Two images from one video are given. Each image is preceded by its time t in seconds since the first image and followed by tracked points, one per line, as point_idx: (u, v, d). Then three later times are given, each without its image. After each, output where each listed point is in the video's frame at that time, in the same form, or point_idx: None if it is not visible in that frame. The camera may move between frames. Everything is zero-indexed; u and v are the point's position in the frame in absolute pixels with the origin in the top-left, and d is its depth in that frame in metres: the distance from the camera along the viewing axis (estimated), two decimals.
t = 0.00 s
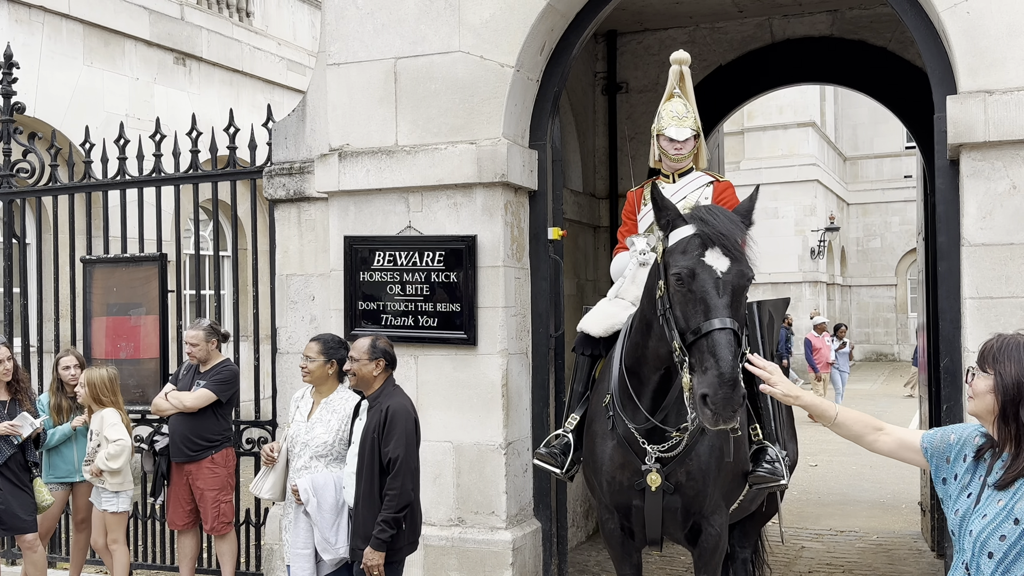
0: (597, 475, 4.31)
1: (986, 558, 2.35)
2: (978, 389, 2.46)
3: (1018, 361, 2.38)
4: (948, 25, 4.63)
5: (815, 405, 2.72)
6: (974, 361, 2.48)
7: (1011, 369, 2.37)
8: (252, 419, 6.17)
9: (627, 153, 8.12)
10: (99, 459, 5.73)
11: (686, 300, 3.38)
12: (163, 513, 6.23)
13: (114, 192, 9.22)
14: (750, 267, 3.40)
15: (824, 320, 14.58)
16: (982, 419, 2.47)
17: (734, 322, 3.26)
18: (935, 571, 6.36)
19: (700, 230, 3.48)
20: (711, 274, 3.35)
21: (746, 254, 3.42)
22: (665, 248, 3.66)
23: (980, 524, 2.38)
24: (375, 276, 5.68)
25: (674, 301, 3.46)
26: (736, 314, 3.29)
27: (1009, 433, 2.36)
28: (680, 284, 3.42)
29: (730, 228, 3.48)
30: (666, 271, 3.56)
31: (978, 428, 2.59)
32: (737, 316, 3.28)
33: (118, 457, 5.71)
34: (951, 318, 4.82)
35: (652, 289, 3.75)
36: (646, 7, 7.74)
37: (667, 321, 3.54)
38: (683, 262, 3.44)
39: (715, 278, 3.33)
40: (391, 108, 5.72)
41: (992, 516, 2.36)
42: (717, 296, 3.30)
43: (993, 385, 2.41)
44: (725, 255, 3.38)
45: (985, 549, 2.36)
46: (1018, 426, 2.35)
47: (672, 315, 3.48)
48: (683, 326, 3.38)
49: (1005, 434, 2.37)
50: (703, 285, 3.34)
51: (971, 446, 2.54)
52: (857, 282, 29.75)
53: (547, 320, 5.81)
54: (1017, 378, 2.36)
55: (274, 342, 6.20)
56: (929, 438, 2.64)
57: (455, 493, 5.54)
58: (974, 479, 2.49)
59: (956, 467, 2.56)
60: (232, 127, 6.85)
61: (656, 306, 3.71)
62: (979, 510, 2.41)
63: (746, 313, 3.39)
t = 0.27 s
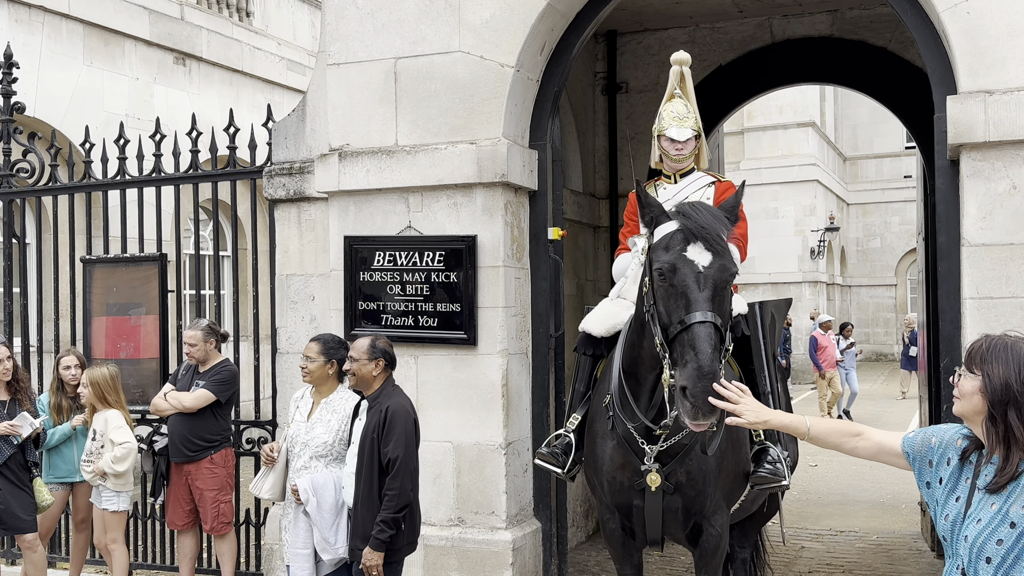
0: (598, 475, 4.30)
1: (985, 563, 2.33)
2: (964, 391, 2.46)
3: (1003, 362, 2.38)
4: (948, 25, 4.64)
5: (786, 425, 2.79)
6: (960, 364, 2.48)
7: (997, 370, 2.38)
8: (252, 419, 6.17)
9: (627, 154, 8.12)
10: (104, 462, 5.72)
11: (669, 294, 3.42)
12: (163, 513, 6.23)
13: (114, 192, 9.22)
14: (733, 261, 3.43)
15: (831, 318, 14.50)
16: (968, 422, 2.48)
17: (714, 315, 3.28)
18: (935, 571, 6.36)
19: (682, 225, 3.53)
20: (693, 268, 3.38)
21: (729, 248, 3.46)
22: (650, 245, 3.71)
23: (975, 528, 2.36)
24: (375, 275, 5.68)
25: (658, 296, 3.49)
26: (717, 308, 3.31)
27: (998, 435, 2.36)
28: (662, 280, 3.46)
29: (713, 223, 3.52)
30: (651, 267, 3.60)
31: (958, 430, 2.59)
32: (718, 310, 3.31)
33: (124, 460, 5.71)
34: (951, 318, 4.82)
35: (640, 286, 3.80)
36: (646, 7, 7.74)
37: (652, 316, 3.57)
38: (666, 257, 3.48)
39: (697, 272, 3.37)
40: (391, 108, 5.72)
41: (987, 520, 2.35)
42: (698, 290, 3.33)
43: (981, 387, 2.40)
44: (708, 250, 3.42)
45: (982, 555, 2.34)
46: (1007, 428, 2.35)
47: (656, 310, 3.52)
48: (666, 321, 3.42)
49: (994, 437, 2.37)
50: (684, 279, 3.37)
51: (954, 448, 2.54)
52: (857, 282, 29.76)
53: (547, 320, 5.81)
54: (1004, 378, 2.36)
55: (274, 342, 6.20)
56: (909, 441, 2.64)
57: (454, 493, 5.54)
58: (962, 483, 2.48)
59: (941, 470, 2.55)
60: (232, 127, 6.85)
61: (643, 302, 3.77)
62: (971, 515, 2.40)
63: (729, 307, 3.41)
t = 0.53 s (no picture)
0: (597, 474, 4.29)
1: (979, 564, 2.33)
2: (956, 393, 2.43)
3: (996, 363, 2.36)
4: (948, 24, 4.63)
5: (784, 438, 2.82)
6: (949, 366, 2.45)
7: (991, 371, 2.36)
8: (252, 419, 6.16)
9: (627, 153, 8.12)
10: (106, 463, 5.73)
11: (655, 294, 3.45)
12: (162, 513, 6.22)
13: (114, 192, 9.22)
14: (720, 261, 3.46)
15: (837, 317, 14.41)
16: (961, 425, 2.43)
17: (699, 315, 3.31)
18: (935, 571, 6.36)
19: (669, 226, 3.57)
20: (678, 268, 3.42)
21: (715, 249, 3.50)
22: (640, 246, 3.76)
23: (969, 529, 2.36)
24: (375, 275, 5.68)
25: (645, 297, 3.53)
26: (702, 308, 3.34)
27: (995, 437, 2.34)
28: (648, 280, 3.49)
29: (700, 224, 3.56)
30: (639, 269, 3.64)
31: (951, 430, 2.58)
32: (703, 310, 3.33)
33: (127, 464, 5.74)
34: (950, 317, 4.82)
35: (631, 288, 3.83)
36: (645, 7, 7.73)
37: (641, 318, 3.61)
38: (652, 258, 3.51)
39: (682, 272, 3.40)
40: (391, 107, 5.71)
41: (981, 521, 2.35)
42: (683, 290, 3.36)
43: (972, 389, 2.38)
44: (694, 250, 3.46)
45: (976, 555, 2.34)
46: (1002, 430, 2.33)
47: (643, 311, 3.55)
48: (652, 322, 3.45)
49: (991, 439, 2.34)
50: (670, 279, 3.41)
51: (947, 449, 2.53)
52: (856, 282, 29.78)
53: (546, 319, 5.81)
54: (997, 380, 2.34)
55: (273, 341, 6.20)
56: (903, 443, 2.63)
57: (454, 492, 5.54)
58: (954, 484, 2.48)
59: (934, 471, 2.54)
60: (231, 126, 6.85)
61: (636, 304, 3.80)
62: (964, 516, 2.39)
63: (716, 307, 3.44)
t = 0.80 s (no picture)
0: (593, 473, 4.28)
1: (972, 566, 2.31)
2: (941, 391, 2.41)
3: (980, 361, 2.34)
4: (943, 24, 4.64)
5: (761, 420, 2.83)
6: (933, 365, 2.44)
7: (975, 370, 2.34)
8: (247, 419, 6.15)
9: (622, 153, 8.13)
10: (99, 464, 5.71)
11: (641, 294, 3.46)
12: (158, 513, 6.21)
13: (108, 191, 9.20)
14: (705, 259, 3.47)
15: (838, 316, 14.39)
16: (945, 423, 2.42)
17: (682, 313, 3.31)
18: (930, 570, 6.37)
19: (654, 225, 3.58)
20: (662, 267, 3.42)
21: (701, 248, 3.50)
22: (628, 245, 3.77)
23: (959, 531, 2.34)
24: (370, 274, 5.67)
25: (631, 296, 3.54)
26: (686, 306, 3.34)
27: (979, 436, 2.32)
28: (633, 280, 3.50)
29: (684, 222, 3.58)
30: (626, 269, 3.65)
31: (932, 429, 2.57)
32: (687, 308, 3.33)
33: (122, 465, 5.73)
34: (945, 317, 4.83)
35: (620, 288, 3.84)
36: (641, 7, 7.73)
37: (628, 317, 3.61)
38: (637, 257, 3.52)
39: (667, 270, 3.41)
40: (386, 107, 5.71)
41: (970, 522, 2.32)
42: (667, 288, 3.37)
43: (957, 388, 2.36)
44: (678, 249, 3.47)
45: (968, 557, 2.31)
46: (987, 428, 2.31)
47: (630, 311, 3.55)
48: (638, 321, 3.45)
49: (977, 437, 2.32)
50: (654, 278, 3.41)
51: (928, 448, 2.53)
52: (851, 282, 29.85)
53: (542, 318, 5.81)
54: (981, 379, 2.32)
55: (268, 341, 6.19)
56: (885, 441, 2.64)
57: (449, 492, 5.53)
58: (939, 483, 2.46)
59: (916, 471, 2.54)
60: (226, 125, 6.84)
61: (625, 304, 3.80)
62: (954, 517, 2.37)
63: (701, 306, 3.43)
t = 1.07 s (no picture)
0: (581, 473, 4.28)
1: (956, 569, 2.31)
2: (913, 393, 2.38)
3: (950, 363, 2.33)
4: (929, 25, 4.66)
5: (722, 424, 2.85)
6: (903, 366, 2.42)
7: (945, 371, 2.33)
8: (234, 419, 6.13)
9: (611, 153, 8.14)
10: (89, 461, 5.66)
11: (624, 298, 3.47)
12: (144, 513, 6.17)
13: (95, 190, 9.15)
14: (688, 263, 3.48)
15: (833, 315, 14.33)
16: (917, 424, 2.41)
17: (666, 318, 3.32)
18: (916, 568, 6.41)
19: (637, 229, 3.59)
20: (645, 271, 3.43)
21: (684, 251, 3.52)
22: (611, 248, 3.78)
23: (942, 535, 2.33)
24: (358, 274, 5.66)
25: (614, 301, 3.54)
26: (669, 310, 3.35)
27: (951, 437, 2.31)
28: (617, 285, 3.51)
29: (667, 226, 3.58)
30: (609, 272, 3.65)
31: (900, 429, 2.57)
32: (670, 313, 3.34)
33: (111, 462, 5.71)
34: (931, 316, 4.86)
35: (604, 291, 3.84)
36: (629, 7, 7.74)
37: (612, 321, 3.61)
38: (621, 261, 3.53)
39: (650, 275, 3.42)
40: (374, 106, 5.70)
41: (952, 526, 2.32)
42: (651, 293, 3.38)
43: (927, 390, 2.35)
44: (661, 253, 3.48)
45: (953, 560, 2.31)
46: (959, 429, 2.30)
47: (613, 315, 3.56)
48: (622, 326, 3.46)
49: (948, 438, 2.32)
50: (637, 282, 3.42)
51: (899, 450, 2.52)
52: (838, 282, 29.98)
53: (531, 318, 5.81)
54: (951, 380, 2.31)
55: (255, 341, 6.17)
56: (853, 442, 2.64)
57: (438, 492, 5.53)
58: (914, 485, 2.47)
59: (889, 474, 2.54)
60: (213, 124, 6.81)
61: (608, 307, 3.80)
62: (934, 521, 2.36)
63: (685, 310, 3.44)
